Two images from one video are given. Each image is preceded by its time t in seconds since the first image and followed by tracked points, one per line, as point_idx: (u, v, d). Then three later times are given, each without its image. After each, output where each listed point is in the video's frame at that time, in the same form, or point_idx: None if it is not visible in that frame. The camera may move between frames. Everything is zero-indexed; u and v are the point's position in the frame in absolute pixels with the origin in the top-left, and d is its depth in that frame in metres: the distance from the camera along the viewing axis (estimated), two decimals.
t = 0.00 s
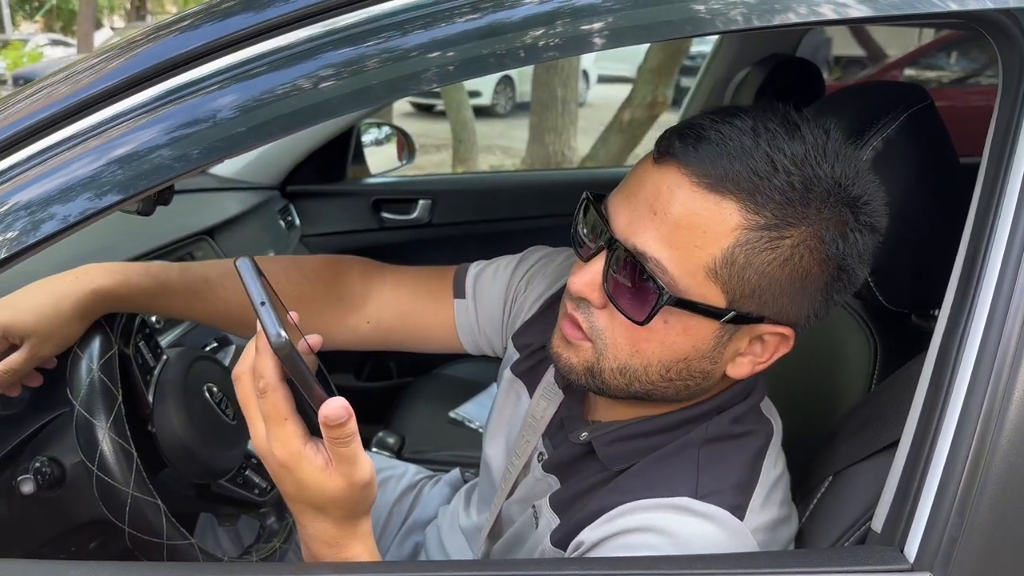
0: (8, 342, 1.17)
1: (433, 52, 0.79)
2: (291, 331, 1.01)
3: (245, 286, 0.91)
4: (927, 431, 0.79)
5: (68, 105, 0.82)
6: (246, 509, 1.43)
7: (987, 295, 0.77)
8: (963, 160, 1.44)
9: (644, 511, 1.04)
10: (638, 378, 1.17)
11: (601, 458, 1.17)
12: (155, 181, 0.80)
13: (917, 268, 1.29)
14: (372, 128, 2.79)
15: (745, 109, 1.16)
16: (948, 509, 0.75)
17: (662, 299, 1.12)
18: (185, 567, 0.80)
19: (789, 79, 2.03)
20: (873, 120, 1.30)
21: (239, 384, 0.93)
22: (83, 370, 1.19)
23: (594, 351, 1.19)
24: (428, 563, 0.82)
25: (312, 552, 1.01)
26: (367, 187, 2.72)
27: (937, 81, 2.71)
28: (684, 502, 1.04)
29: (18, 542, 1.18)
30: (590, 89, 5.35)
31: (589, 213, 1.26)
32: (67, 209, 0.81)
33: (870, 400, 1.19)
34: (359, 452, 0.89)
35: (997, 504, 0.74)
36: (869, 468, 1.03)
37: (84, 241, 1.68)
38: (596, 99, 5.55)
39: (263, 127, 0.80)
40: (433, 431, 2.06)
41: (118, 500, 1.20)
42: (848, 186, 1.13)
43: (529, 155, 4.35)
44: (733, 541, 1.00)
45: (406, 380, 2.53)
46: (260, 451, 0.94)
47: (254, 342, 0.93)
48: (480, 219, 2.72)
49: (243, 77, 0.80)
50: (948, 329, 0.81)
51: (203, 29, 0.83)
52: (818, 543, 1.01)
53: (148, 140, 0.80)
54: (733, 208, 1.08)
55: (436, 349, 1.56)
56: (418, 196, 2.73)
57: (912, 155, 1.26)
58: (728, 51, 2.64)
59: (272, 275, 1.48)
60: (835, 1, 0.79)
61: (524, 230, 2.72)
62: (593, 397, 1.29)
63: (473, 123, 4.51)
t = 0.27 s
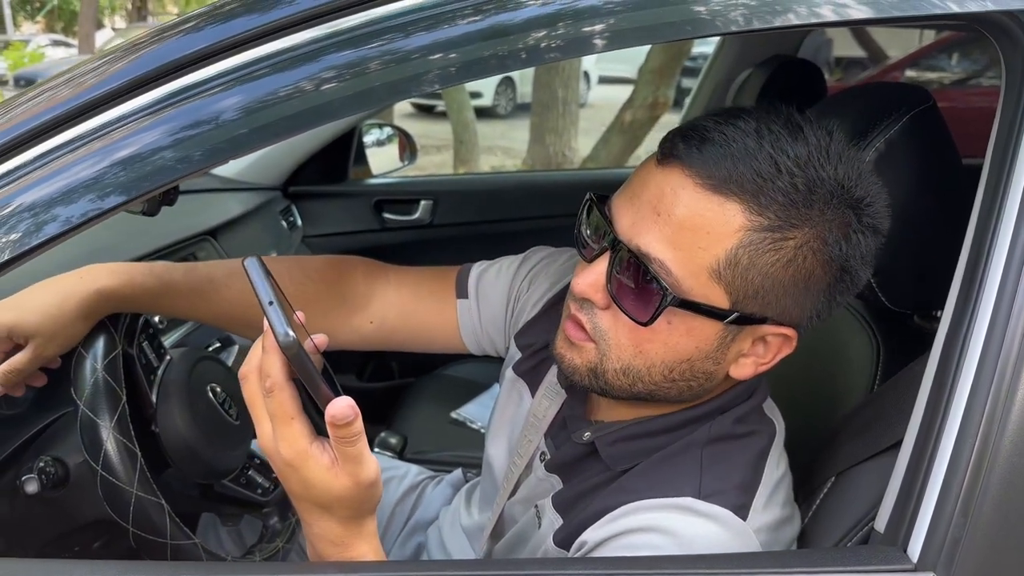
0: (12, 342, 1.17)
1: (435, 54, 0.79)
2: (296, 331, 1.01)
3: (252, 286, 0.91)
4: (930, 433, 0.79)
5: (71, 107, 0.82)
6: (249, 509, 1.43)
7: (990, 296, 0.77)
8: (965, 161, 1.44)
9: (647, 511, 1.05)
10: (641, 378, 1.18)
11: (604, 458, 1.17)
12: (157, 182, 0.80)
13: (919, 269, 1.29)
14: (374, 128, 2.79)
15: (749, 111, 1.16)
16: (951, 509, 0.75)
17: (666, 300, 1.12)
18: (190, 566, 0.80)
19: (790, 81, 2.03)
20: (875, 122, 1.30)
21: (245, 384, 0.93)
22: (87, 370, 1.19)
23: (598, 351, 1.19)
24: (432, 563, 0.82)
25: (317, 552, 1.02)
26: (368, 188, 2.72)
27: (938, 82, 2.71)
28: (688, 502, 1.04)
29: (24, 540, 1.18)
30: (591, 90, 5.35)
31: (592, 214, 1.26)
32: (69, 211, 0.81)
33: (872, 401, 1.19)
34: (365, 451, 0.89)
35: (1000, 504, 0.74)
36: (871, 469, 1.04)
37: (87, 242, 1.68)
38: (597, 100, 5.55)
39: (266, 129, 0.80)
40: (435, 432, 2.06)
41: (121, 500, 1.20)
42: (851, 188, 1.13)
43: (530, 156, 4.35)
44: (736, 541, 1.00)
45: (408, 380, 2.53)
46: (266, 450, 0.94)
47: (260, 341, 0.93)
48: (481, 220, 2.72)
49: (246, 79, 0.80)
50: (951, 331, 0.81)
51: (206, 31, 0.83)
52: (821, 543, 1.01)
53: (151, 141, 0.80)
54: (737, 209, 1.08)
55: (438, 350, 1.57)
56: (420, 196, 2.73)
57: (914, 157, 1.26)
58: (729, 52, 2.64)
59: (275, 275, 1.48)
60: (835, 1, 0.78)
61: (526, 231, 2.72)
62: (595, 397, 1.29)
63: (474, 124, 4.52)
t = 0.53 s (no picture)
0: (15, 342, 1.18)
1: (437, 56, 0.80)
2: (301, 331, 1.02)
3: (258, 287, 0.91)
4: (931, 434, 0.79)
5: (73, 109, 0.83)
6: (251, 509, 1.44)
7: (991, 298, 0.77)
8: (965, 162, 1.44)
9: (649, 511, 1.05)
10: (643, 378, 1.18)
11: (606, 458, 1.17)
12: (160, 183, 0.81)
13: (919, 270, 1.30)
14: (376, 128, 2.78)
15: (751, 112, 1.17)
16: (952, 510, 0.75)
17: (668, 300, 1.12)
18: (194, 566, 0.80)
19: (791, 83, 2.04)
20: (877, 123, 1.30)
21: (249, 384, 0.94)
22: (90, 369, 1.20)
23: (600, 351, 1.20)
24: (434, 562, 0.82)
25: (320, 551, 1.02)
26: (370, 189, 2.73)
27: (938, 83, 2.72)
28: (690, 502, 1.04)
29: (25, 540, 1.17)
30: (591, 91, 5.35)
31: (594, 214, 1.27)
32: (72, 212, 0.81)
33: (873, 402, 1.19)
34: (369, 451, 0.89)
35: (1001, 504, 0.74)
36: (872, 469, 1.04)
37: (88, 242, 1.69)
38: (598, 101, 5.56)
39: (268, 130, 0.80)
40: (436, 432, 2.07)
41: (124, 499, 1.20)
42: (853, 189, 1.14)
43: (531, 157, 4.36)
44: (737, 541, 1.00)
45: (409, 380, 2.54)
46: (270, 450, 0.95)
47: (265, 341, 0.93)
48: (482, 221, 2.73)
49: (249, 80, 0.81)
50: (952, 332, 0.81)
51: (209, 33, 0.83)
52: (822, 543, 1.01)
53: (154, 143, 0.81)
54: (739, 210, 1.09)
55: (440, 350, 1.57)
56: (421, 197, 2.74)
57: (916, 158, 1.26)
58: (730, 53, 2.64)
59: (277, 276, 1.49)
60: (835, 3, 0.79)
61: (526, 232, 2.72)
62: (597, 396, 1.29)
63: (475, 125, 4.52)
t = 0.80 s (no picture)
0: (18, 341, 1.18)
1: (437, 56, 0.80)
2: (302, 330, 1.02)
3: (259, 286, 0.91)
4: (931, 434, 0.79)
5: (74, 109, 0.83)
6: (252, 508, 1.44)
7: (991, 298, 0.78)
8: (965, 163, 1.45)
9: (649, 510, 1.05)
10: (644, 378, 1.18)
11: (606, 457, 1.17)
12: (161, 183, 0.81)
13: (918, 269, 1.30)
14: (376, 129, 2.78)
15: (751, 111, 1.17)
16: (951, 511, 0.75)
17: (669, 300, 1.12)
18: (196, 565, 0.80)
19: (791, 83, 2.04)
20: (876, 123, 1.31)
21: (250, 383, 0.94)
22: (91, 369, 1.19)
23: (600, 350, 1.20)
24: (435, 560, 0.83)
25: (322, 550, 1.02)
26: (370, 189, 2.73)
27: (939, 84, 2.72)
28: (690, 501, 1.04)
29: (25, 540, 1.18)
30: (591, 91, 5.36)
31: (594, 214, 1.27)
32: (72, 212, 0.82)
33: (872, 402, 1.19)
34: (370, 451, 0.90)
35: (1001, 504, 0.74)
36: (872, 469, 1.04)
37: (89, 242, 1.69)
38: (598, 101, 5.56)
39: (269, 130, 0.80)
40: (436, 432, 2.07)
41: (126, 498, 1.20)
42: (853, 189, 1.14)
43: (531, 157, 4.36)
44: (737, 541, 1.01)
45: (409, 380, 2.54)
46: (271, 450, 0.95)
47: (266, 341, 0.93)
48: (483, 221, 2.73)
49: (250, 80, 0.81)
50: (951, 332, 0.82)
51: (210, 33, 0.83)
52: (822, 542, 1.01)
53: (155, 143, 0.81)
54: (739, 209, 1.09)
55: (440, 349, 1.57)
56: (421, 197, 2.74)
57: (915, 158, 1.26)
58: (730, 53, 2.65)
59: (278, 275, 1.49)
60: (836, 4, 0.79)
61: (527, 232, 2.73)
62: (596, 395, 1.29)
63: (475, 125, 4.52)
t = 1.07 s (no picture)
0: (19, 339, 1.18)
1: (436, 54, 0.80)
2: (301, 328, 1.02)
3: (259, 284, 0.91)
4: (929, 431, 0.80)
5: (73, 108, 0.83)
6: (252, 507, 1.45)
7: (988, 295, 0.78)
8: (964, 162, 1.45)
9: (648, 507, 1.05)
10: (644, 376, 1.18)
11: (605, 455, 1.17)
12: (160, 182, 0.81)
13: (917, 267, 1.30)
14: (376, 128, 2.79)
15: (751, 110, 1.17)
16: (948, 508, 0.76)
17: (669, 298, 1.13)
18: (195, 561, 0.81)
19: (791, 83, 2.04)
20: (875, 121, 1.31)
21: (250, 381, 0.94)
22: (91, 367, 1.20)
23: (600, 348, 1.20)
24: (435, 557, 0.83)
25: (321, 548, 1.02)
26: (370, 188, 2.73)
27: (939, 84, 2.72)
28: (689, 499, 1.04)
29: (25, 537, 1.18)
30: (591, 91, 5.36)
31: (594, 213, 1.27)
32: (72, 210, 0.82)
33: (871, 401, 1.20)
34: (370, 448, 0.90)
35: (997, 500, 0.75)
36: (870, 467, 1.04)
37: (89, 241, 1.69)
38: (597, 101, 5.56)
39: (268, 128, 0.81)
40: (436, 431, 2.07)
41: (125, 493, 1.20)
42: (852, 187, 1.14)
43: (531, 157, 4.36)
44: (736, 538, 1.01)
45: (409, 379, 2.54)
46: (271, 448, 0.95)
47: (265, 338, 0.93)
48: (483, 221, 2.73)
49: (249, 78, 0.81)
50: (950, 329, 0.82)
51: (209, 32, 0.84)
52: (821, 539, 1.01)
53: (154, 141, 0.81)
54: (739, 208, 1.09)
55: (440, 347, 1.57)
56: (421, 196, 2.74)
57: (914, 156, 1.27)
58: (730, 53, 2.65)
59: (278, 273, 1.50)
60: (837, 3, 0.79)
61: (527, 231, 2.73)
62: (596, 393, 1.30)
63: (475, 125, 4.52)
